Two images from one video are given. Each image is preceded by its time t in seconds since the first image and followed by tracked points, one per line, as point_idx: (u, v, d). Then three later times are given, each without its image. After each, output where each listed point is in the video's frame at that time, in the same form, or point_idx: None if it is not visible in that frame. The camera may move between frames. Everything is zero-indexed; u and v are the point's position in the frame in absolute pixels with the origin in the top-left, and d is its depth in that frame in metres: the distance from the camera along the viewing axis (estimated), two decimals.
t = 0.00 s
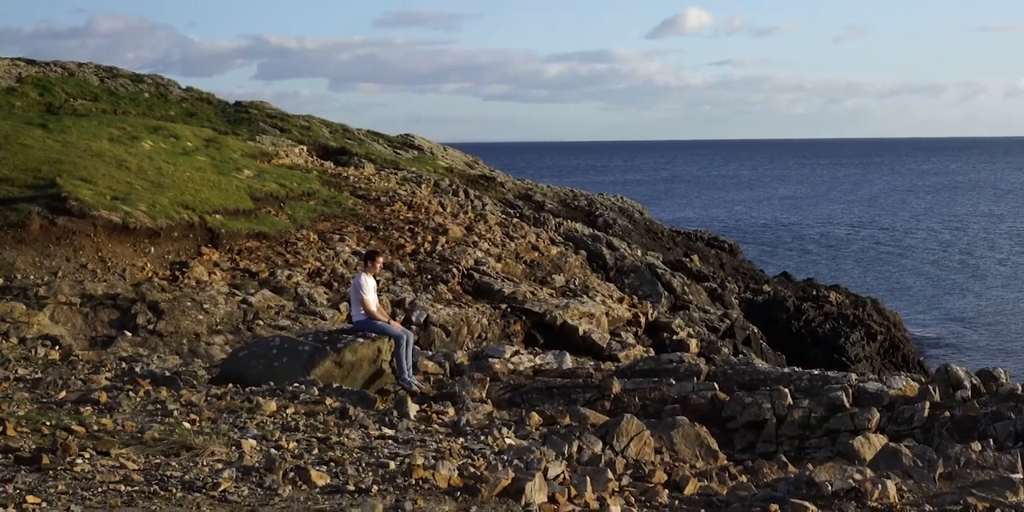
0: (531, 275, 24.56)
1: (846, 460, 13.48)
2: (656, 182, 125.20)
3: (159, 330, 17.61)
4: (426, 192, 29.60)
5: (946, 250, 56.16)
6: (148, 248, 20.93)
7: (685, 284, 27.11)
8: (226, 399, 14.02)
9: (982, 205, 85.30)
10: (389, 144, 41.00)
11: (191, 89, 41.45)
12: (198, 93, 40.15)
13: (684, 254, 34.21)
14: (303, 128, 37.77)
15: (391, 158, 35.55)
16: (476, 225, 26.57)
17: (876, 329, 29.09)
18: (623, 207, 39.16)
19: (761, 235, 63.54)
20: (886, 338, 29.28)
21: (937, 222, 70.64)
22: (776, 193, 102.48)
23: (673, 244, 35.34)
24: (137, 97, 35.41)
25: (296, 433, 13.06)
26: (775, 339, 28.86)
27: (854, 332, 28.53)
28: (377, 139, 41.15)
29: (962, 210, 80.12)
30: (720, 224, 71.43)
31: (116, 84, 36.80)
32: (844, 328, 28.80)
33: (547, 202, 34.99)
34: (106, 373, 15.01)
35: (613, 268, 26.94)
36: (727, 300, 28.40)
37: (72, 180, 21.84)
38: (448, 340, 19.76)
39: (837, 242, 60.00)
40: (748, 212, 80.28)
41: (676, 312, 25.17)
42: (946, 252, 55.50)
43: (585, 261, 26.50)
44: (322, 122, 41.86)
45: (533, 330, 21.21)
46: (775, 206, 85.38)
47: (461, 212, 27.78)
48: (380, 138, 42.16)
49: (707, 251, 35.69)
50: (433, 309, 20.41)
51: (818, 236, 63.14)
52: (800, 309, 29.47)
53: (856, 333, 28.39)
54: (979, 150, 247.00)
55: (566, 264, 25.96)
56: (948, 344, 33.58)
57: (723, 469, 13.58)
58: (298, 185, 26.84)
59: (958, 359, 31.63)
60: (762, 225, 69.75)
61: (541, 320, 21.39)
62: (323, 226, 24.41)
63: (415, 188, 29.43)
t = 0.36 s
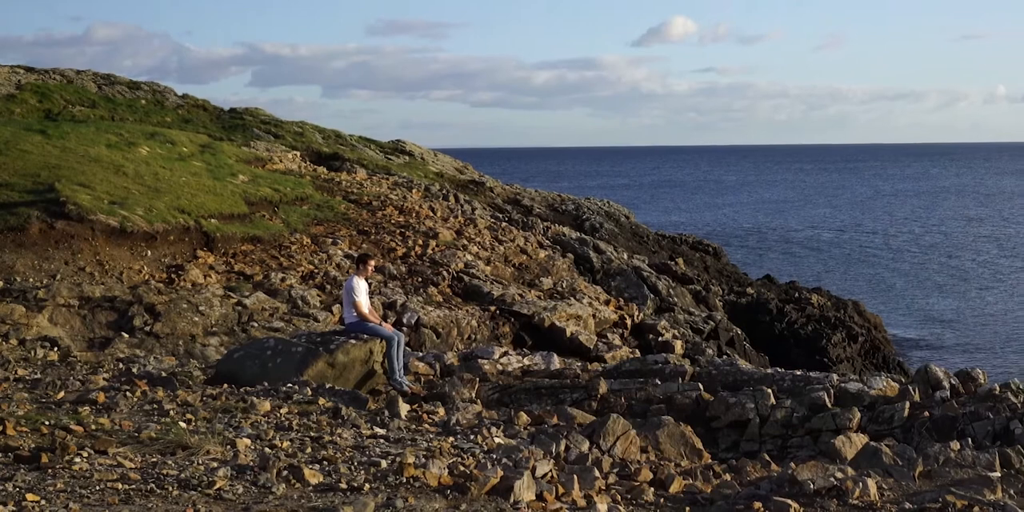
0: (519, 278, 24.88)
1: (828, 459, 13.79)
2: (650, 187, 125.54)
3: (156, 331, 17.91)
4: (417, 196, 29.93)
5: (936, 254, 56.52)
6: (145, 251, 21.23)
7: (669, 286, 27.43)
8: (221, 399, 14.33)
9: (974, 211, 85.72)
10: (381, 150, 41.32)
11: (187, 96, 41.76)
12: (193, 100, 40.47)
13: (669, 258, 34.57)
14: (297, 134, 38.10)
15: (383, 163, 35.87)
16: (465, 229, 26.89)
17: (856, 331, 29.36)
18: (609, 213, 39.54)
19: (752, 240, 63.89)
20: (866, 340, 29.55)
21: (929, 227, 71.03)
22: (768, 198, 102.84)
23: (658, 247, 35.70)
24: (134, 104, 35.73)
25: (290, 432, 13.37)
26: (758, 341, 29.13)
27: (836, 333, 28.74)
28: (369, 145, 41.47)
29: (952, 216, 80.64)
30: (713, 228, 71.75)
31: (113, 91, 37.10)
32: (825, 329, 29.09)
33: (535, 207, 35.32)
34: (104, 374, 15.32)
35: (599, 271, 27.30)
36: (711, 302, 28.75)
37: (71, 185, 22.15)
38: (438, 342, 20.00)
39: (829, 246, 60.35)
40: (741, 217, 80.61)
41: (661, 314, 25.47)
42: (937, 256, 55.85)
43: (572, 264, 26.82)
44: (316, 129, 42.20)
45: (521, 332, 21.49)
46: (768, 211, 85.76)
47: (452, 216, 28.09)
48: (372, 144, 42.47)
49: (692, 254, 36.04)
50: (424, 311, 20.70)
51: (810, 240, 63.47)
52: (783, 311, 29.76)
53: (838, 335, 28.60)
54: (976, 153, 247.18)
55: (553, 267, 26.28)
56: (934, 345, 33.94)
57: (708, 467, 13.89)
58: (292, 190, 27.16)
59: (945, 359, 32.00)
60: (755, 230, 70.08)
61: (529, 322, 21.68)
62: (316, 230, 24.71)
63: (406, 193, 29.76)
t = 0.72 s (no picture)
0: (507, 281, 25.23)
1: (810, 458, 14.10)
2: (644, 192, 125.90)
3: (152, 333, 18.23)
4: (408, 201, 30.27)
5: (927, 258, 56.88)
6: (142, 254, 21.55)
7: (655, 289, 27.86)
8: (216, 399, 14.65)
9: (965, 216, 86.19)
10: (373, 155, 41.67)
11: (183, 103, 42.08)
12: (189, 107, 40.80)
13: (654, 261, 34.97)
14: (290, 140, 38.43)
15: (375, 169, 36.20)
16: (455, 232, 27.21)
17: (837, 332, 29.70)
18: (596, 217, 39.88)
19: (744, 243, 64.25)
20: (848, 341, 29.87)
21: (920, 232, 71.43)
22: (761, 203, 103.25)
23: (643, 251, 36.10)
24: (131, 111, 36.07)
25: (283, 432, 13.69)
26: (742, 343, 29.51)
27: (818, 335, 29.08)
28: (360, 150, 41.81)
29: (942, 221, 81.15)
30: (707, 232, 72.10)
31: (110, 98, 37.42)
32: (807, 331, 29.40)
33: (523, 211, 35.67)
34: (102, 375, 15.64)
35: (586, 274, 27.67)
36: (695, 304, 29.15)
37: (69, 190, 22.48)
38: (429, 343, 20.46)
39: (820, 250, 60.73)
40: (734, 221, 80.98)
41: (647, 316, 25.85)
42: (927, 259, 56.22)
43: (559, 267, 27.19)
44: (309, 135, 42.55)
45: (510, 333, 21.79)
46: (761, 216, 86.14)
47: (442, 220, 28.42)
48: (364, 150, 42.80)
49: (678, 257, 36.40)
50: (414, 313, 21.02)
51: (802, 244, 63.81)
52: (766, 313, 30.10)
53: (819, 337, 28.94)
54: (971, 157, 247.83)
55: (541, 270, 26.61)
56: (921, 346, 34.34)
57: (692, 466, 14.22)
58: (285, 195, 27.50)
59: (931, 360, 32.40)
60: (747, 233, 70.46)
61: (518, 323, 21.99)
62: (309, 234, 25.03)
63: (397, 198, 30.10)
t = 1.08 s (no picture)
0: (496, 284, 25.57)
1: (791, 457, 14.45)
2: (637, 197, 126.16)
3: (149, 335, 18.57)
4: (398, 206, 30.62)
5: (917, 261, 57.26)
6: (139, 258, 21.88)
7: (640, 291, 28.28)
8: (212, 399, 14.98)
9: (956, 220, 86.66)
10: (365, 160, 41.98)
11: (179, 110, 42.39)
12: (185, 114, 41.12)
13: (640, 264, 35.34)
14: (284, 146, 38.76)
15: (367, 174, 36.54)
16: (445, 236, 27.55)
17: (818, 335, 30.06)
18: (583, 221, 40.24)
19: (735, 247, 64.60)
20: (828, 343, 30.21)
21: (912, 236, 71.85)
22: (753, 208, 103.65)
23: (629, 255, 36.45)
24: (128, 117, 36.40)
25: (277, 431, 14.02)
26: (725, 344, 29.78)
27: (799, 336, 29.37)
28: (352, 156, 42.14)
29: (930, 225, 81.70)
30: (700, 236, 72.43)
31: (108, 105, 37.73)
32: (789, 332, 29.69)
33: (511, 215, 36.02)
34: (100, 375, 15.97)
35: (573, 277, 28.01)
36: (679, 306, 29.55)
37: (68, 195, 22.82)
38: (419, 344, 20.68)
39: (811, 253, 61.10)
40: (726, 225, 81.38)
41: (632, 318, 26.25)
42: (917, 263, 56.60)
43: (546, 270, 27.54)
44: (303, 141, 42.88)
45: (498, 335, 22.06)
46: (754, 220, 86.55)
47: (432, 225, 28.77)
48: (356, 156, 43.12)
49: (662, 260, 36.79)
50: (405, 315, 21.33)
51: (794, 248, 64.16)
52: (748, 315, 30.41)
53: (800, 338, 29.22)
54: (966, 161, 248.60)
55: (529, 273, 26.95)
56: (907, 347, 34.76)
57: (677, 464, 14.56)
58: (279, 199, 27.83)
59: (918, 361, 32.76)
60: (738, 237, 70.83)
61: (506, 325, 22.28)
62: (302, 238, 25.36)
63: (388, 203, 30.45)
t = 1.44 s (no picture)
0: (485, 287, 25.92)
1: (773, 455, 14.81)
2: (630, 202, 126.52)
3: (145, 336, 18.92)
4: (389, 210, 31.01)
5: (906, 265, 57.66)
6: (136, 261, 22.23)
7: (625, 293, 28.71)
8: (207, 399, 15.34)
9: (947, 225, 87.17)
10: (357, 166, 42.36)
11: (175, 117, 42.76)
12: (181, 121, 41.49)
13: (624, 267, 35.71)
14: (278, 152, 39.13)
15: (359, 180, 36.91)
16: (434, 240, 27.92)
17: (799, 336, 30.40)
18: (570, 226, 40.63)
19: (727, 251, 64.97)
20: (809, 344, 30.54)
21: (903, 240, 72.28)
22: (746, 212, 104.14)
23: (615, 257, 36.82)
24: (125, 124, 36.77)
25: (271, 430, 14.37)
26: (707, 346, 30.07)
27: (780, 338, 29.69)
28: (344, 162, 42.51)
29: (919, 230, 82.19)
30: (693, 240, 72.78)
31: (105, 112, 38.09)
32: (771, 334, 30.01)
33: (499, 219, 36.40)
34: (97, 376, 16.31)
35: (560, 279, 28.39)
36: (664, 309, 29.97)
37: (66, 200, 23.18)
38: (409, 346, 20.87)
39: (802, 257, 61.50)
40: (719, 229, 81.76)
41: (617, 320, 26.64)
42: (907, 266, 56.99)
43: (534, 273, 27.90)
44: (296, 147, 43.25)
45: (487, 336, 22.32)
46: (746, 224, 86.98)
47: (422, 229, 29.14)
48: (348, 161, 43.47)
49: (647, 264, 37.21)
50: (395, 317, 21.66)
51: (786, 251, 64.55)
52: (730, 317, 30.76)
53: (782, 339, 29.55)
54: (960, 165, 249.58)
55: (517, 276, 27.29)
56: (893, 348, 35.16)
57: (661, 462, 14.92)
58: (272, 204, 28.18)
59: (905, 362, 33.11)
60: (730, 241, 71.22)
61: (494, 327, 22.56)
62: (295, 242, 25.70)
63: (379, 207, 30.84)
